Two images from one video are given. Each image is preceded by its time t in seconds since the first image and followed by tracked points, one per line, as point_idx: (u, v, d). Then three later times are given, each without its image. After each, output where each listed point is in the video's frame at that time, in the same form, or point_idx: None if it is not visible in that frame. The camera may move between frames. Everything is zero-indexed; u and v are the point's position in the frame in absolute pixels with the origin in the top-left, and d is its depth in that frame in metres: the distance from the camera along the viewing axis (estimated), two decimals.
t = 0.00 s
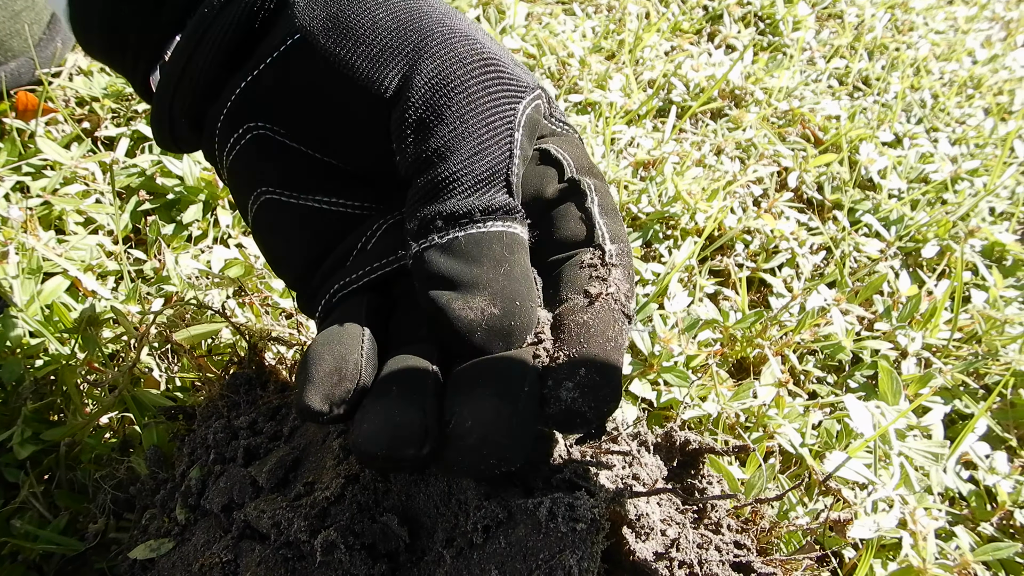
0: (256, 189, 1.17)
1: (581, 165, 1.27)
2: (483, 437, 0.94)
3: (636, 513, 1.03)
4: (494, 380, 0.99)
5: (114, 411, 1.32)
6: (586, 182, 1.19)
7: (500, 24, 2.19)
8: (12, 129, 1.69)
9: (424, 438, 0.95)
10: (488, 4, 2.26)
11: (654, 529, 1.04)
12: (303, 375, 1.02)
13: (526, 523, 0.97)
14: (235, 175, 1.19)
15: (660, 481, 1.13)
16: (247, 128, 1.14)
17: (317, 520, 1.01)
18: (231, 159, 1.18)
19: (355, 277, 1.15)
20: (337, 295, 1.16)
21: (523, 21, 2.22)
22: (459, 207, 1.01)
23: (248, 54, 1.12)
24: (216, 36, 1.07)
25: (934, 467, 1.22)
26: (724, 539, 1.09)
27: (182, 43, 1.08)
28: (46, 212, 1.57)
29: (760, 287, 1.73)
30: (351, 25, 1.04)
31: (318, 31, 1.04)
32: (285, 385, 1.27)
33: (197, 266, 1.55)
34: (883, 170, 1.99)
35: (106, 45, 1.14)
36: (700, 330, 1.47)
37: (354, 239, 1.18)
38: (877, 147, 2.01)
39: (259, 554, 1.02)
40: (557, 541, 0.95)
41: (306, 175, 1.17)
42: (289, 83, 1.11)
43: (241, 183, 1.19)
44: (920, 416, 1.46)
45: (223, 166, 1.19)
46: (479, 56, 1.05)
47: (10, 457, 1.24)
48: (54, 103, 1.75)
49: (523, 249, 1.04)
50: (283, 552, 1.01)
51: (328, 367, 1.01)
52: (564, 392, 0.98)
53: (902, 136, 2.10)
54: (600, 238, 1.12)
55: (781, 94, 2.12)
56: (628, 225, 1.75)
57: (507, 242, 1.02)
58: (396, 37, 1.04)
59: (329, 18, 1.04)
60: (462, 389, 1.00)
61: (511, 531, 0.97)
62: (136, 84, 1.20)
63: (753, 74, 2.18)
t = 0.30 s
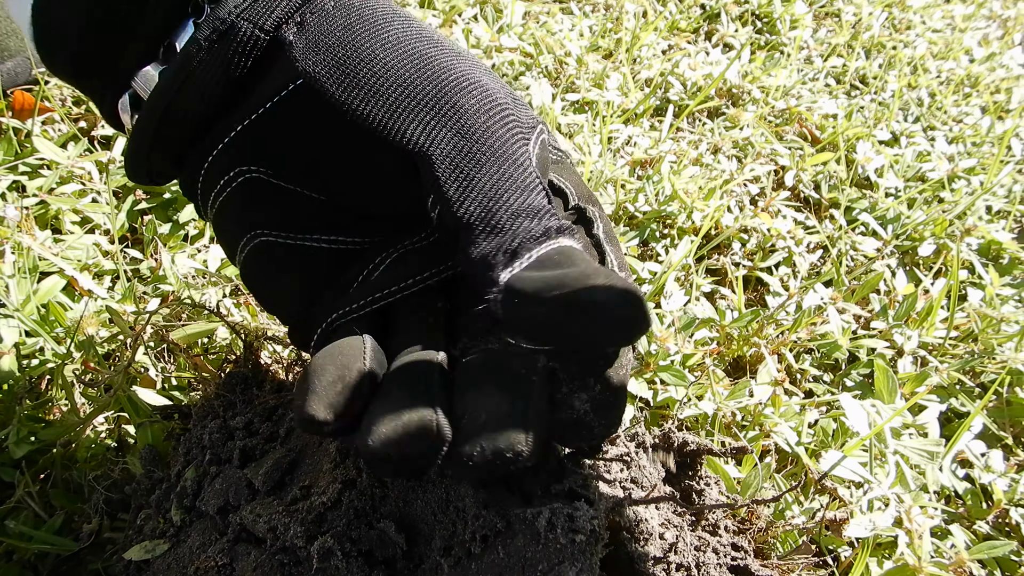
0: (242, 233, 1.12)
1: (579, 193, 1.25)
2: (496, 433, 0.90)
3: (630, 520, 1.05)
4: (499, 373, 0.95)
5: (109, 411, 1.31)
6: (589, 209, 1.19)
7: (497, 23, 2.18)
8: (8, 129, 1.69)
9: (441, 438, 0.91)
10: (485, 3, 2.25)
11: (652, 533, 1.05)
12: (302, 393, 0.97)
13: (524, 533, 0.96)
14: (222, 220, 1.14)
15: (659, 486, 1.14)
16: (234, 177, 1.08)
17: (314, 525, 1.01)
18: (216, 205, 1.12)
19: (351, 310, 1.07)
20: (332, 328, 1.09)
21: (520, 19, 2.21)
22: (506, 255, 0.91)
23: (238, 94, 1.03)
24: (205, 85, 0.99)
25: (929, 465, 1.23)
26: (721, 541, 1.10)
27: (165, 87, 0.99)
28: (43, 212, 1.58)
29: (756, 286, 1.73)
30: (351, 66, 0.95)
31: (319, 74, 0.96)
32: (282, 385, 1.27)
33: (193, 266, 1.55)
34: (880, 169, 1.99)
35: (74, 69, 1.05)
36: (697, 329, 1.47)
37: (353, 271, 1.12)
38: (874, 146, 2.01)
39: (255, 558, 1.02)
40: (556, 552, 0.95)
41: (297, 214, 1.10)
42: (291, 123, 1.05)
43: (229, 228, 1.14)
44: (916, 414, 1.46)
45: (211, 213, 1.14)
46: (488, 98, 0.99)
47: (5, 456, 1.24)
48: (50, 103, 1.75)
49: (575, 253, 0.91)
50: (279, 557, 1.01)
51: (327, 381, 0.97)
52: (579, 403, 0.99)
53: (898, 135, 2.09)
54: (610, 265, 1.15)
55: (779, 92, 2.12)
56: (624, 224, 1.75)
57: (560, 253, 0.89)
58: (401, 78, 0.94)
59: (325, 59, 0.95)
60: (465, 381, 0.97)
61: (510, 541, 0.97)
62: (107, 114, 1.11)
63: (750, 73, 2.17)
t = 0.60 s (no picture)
0: (173, 180, 1.04)
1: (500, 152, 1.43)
2: (608, 476, 0.96)
3: (641, 529, 1.02)
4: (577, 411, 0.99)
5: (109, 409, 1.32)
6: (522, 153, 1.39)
7: (497, 21, 2.18)
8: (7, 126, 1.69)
9: (559, 495, 0.94)
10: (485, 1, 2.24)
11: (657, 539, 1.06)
12: (384, 477, 0.88)
13: (535, 546, 0.95)
14: (142, 174, 1.05)
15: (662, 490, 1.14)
16: (180, 121, 1.03)
17: (317, 531, 1.01)
18: (140, 157, 1.04)
19: (330, 298, 1.06)
20: (308, 323, 1.05)
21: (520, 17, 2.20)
22: (547, 131, 1.17)
23: (168, 59, 1.03)
24: (136, 25, 1.00)
25: (930, 464, 1.22)
26: (724, 544, 1.10)
27: (98, 22, 1.00)
28: (43, 209, 1.58)
29: (757, 285, 1.73)
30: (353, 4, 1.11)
31: (313, 6, 1.07)
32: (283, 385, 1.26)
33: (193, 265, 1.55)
34: (880, 167, 1.98)
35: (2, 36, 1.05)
36: (697, 327, 1.48)
37: (315, 253, 1.09)
38: (874, 145, 2.01)
39: (257, 562, 1.02)
40: (567, 566, 0.94)
41: (253, 175, 1.09)
42: (250, 74, 1.06)
43: (147, 185, 1.05)
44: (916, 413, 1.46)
45: (125, 170, 1.05)
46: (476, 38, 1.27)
47: (4, 454, 1.23)
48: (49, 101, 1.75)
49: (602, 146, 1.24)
50: (281, 563, 1.01)
51: (397, 456, 0.89)
52: (641, 398, 1.06)
53: (899, 134, 2.09)
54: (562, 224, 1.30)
55: (779, 91, 2.11)
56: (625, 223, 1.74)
57: (597, 145, 1.21)
58: (401, 12, 1.15)
59: None
60: (538, 424, 0.98)
61: (518, 553, 0.96)
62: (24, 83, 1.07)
63: (750, 71, 2.16)
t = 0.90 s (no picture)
0: (156, 186, 1.06)
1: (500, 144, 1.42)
2: (608, 480, 0.95)
3: (641, 531, 1.01)
4: (581, 415, 0.98)
5: (105, 407, 1.32)
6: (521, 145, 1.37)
7: (497, 18, 2.17)
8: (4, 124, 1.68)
9: (558, 500, 0.94)
10: None
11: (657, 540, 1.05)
12: (377, 512, 0.91)
13: (534, 548, 0.95)
14: (125, 181, 1.07)
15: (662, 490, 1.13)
16: (160, 126, 1.05)
17: (313, 532, 1.00)
18: (123, 163, 1.06)
19: (319, 305, 1.06)
20: (298, 332, 1.05)
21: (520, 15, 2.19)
22: (530, 123, 1.15)
23: (147, 62, 1.06)
24: (111, 28, 1.01)
25: (929, 462, 1.21)
26: (723, 543, 1.09)
27: (73, 26, 1.02)
28: (40, 207, 1.57)
29: (756, 283, 1.72)
30: None
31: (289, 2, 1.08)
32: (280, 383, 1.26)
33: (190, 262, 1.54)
34: (880, 165, 1.98)
35: None
36: (696, 325, 1.47)
37: (301, 258, 1.09)
38: (874, 143, 2.00)
39: (253, 563, 1.01)
40: (565, 569, 0.93)
41: (237, 178, 1.11)
42: (228, 75, 1.07)
43: (131, 192, 1.07)
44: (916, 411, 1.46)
45: (108, 177, 1.07)
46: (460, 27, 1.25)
47: None
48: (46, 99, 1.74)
49: (589, 144, 1.20)
50: (278, 564, 1.00)
51: (388, 491, 0.91)
52: (643, 402, 1.06)
53: (899, 131, 2.08)
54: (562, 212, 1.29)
55: (778, 89, 2.11)
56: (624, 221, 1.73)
57: (581, 142, 1.17)
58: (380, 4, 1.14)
59: None
60: (535, 432, 0.98)
61: (517, 556, 0.95)
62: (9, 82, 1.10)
63: (750, 69, 2.15)
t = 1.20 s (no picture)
0: (162, 202, 1.06)
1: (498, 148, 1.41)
2: (603, 472, 0.95)
3: (641, 527, 1.02)
4: (578, 410, 0.98)
5: (104, 406, 1.31)
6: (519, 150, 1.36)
7: (496, 16, 2.16)
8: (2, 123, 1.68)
9: (552, 493, 0.93)
10: None
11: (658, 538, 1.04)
12: (373, 510, 0.91)
13: (533, 545, 0.95)
14: (131, 197, 1.07)
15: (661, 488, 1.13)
16: (165, 142, 1.05)
17: (314, 529, 1.00)
18: (129, 179, 1.07)
19: (319, 312, 1.06)
20: (298, 338, 1.05)
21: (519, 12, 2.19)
22: (525, 134, 1.14)
23: (150, 79, 1.07)
24: (114, 48, 1.02)
25: (929, 460, 1.22)
26: (723, 541, 1.10)
27: (77, 46, 1.02)
28: (39, 206, 1.58)
29: (756, 281, 1.72)
30: (328, 14, 1.11)
31: (289, 19, 1.08)
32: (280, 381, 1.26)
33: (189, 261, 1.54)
34: (880, 163, 1.97)
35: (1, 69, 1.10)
36: (696, 323, 1.47)
37: (302, 267, 1.09)
38: (874, 140, 1.99)
39: (253, 560, 1.01)
40: (565, 565, 0.94)
41: (238, 190, 1.10)
42: (231, 92, 1.08)
43: (137, 207, 1.07)
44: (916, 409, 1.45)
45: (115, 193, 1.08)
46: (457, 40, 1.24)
47: None
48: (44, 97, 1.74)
49: (586, 154, 1.19)
50: (278, 561, 1.00)
51: (383, 490, 0.92)
52: (640, 401, 1.04)
53: (899, 129, 2.07)
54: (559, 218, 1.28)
55: (778, 87, 2.10)
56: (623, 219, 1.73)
57: (577, 153, 1.16)
58: (376, 19, 1.14)
59: (294, 8, 1.09)
60: (530, 425, 0.98)
61: (517, 552, 0.95)
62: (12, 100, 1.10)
63: (749, 67, 2.15)
